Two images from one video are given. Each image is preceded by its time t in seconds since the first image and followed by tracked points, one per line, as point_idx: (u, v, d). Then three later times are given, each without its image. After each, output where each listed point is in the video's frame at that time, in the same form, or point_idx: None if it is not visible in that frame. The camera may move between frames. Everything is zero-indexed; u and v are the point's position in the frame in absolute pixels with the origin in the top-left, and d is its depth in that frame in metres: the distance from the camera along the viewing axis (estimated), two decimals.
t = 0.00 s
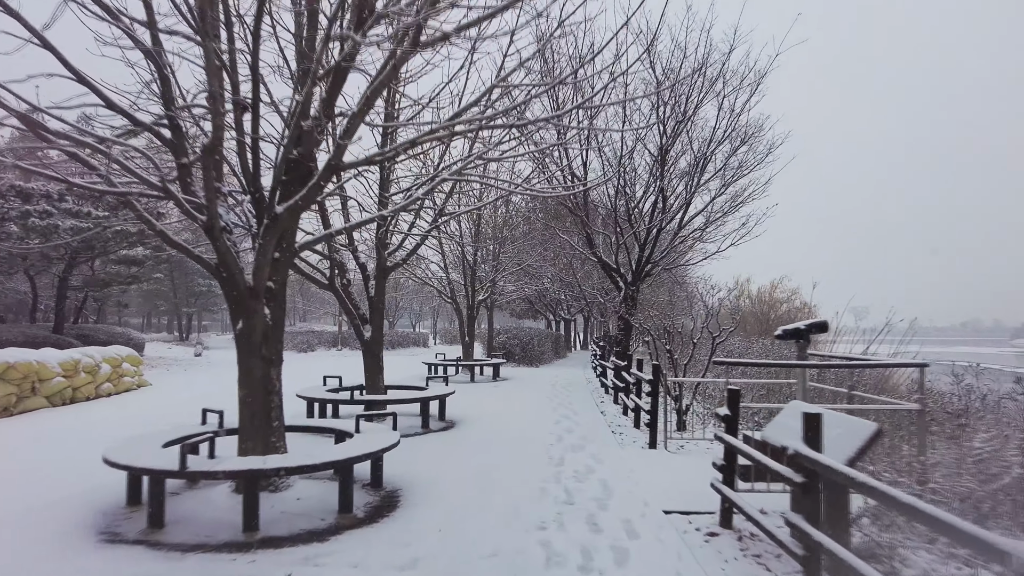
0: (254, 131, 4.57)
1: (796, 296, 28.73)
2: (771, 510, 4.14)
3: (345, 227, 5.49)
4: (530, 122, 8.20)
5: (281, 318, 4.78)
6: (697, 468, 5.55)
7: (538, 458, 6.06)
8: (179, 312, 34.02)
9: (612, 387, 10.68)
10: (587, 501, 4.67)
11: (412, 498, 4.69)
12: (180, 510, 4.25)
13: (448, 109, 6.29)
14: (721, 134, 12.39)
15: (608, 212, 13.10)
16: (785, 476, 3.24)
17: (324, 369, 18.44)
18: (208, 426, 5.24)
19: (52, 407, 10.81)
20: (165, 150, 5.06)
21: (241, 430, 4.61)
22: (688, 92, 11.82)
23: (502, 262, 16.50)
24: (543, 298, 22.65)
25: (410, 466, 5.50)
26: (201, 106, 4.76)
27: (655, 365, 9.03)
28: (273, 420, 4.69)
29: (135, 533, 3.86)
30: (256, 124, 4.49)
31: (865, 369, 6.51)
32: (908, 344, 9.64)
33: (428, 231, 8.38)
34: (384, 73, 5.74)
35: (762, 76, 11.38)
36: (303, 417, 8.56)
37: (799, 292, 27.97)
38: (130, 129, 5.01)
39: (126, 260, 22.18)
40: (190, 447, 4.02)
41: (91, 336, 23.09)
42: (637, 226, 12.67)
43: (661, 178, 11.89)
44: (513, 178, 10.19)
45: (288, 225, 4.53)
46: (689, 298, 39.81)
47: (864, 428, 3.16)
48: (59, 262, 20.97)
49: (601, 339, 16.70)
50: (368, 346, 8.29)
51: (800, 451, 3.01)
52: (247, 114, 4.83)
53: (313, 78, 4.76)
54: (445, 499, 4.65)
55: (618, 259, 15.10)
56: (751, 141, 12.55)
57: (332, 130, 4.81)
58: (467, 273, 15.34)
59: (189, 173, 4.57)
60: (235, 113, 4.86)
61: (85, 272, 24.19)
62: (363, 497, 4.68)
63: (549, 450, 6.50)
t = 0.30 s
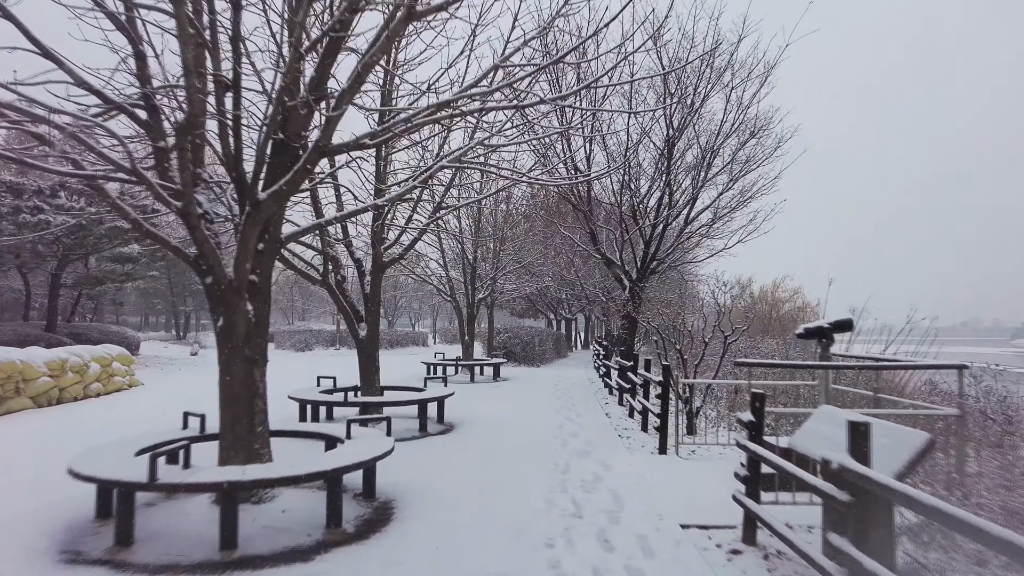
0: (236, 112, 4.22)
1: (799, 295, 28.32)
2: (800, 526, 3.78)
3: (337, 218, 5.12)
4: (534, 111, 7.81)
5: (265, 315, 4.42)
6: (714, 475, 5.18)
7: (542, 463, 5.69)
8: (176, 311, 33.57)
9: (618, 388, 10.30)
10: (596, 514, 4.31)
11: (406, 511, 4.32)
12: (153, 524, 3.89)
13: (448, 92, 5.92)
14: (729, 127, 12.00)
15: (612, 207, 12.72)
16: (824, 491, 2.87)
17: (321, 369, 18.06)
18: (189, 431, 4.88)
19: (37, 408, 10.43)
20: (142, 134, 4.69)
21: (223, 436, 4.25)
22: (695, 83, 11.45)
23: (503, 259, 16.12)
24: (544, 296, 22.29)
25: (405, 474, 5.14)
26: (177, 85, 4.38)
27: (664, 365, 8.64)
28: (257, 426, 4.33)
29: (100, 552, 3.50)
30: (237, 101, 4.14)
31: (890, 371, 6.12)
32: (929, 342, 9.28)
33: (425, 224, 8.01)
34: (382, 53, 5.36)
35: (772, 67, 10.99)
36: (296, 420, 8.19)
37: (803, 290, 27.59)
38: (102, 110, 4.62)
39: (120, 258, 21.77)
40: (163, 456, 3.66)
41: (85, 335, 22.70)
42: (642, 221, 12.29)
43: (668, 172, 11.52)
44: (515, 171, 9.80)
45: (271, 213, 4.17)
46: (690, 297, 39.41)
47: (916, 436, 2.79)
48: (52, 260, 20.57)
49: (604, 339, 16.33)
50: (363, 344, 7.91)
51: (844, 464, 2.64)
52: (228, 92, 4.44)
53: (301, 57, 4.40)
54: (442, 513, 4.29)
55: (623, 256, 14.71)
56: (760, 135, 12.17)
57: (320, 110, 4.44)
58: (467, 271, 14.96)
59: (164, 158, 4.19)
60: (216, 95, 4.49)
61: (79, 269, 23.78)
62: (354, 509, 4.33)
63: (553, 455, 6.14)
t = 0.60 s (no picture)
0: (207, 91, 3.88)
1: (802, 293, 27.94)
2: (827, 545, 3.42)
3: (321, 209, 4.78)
4: (533, 98, 7.45)
5: (240, 312, 4.07)
6: (725, 485, 4.83)
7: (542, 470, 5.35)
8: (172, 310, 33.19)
9: (620, 389, 9.96)
10: (600, 529, 3.96)
11: (393, 525, 3.97)
12: (115, 541, 3.54)
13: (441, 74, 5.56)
14: (734, 119, 11.64)
15: (614, 204, 12.35)
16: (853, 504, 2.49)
17: (317, 369, 17.72)
18: (162, 437, 4.53)
19: (19, 411, 10.07)
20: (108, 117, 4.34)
21: (194, 443, 3.90)
22: (700, 74, 11.09)
23: (502, 257, 15.76)
24: (545, 295, 21.95)
25: (394, 483, 4.78)
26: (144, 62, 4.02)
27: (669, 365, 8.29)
28: (231, 433, 3.98)
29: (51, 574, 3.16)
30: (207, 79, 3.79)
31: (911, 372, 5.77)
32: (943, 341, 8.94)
33: (419, 218, 7.66)
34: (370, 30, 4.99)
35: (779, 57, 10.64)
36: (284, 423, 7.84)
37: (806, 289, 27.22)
38: (65, 91, 4.27)
39: (113, 256, 21.40)
40: (122, 467, 3.31)
41: (78, 335, 22.34)
42: (645, 217, 11.94)
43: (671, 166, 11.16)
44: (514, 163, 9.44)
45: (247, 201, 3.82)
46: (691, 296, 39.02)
47: (969, 450, 2.41)
48: (43, 259, 20.20)
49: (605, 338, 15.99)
50: (354, 344, 7.57)
51: (891, 482, 2.24)
52: (199, 71, 4.09)
53: (278, 30, 4.04)
54: (433, 528, 3.94)
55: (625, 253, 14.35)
56: (766, 128, 11.82)
57: (300, 89, 4.09)
58: (465, 269, 14.60)
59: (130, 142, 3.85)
60: (188, 74, 4.13)
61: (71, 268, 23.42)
62: (337, 523, 3.98)
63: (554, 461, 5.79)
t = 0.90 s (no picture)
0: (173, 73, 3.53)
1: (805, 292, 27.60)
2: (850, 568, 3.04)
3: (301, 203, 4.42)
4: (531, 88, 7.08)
5: (210, 315, 3.71)
6: (740, 501, 4.47)
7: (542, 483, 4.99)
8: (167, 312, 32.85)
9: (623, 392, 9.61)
10: (606, 552, 3.60)
11: (379, 548, 3.61)
12: (68, 569, 3.18)
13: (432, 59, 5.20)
14: (739, 113, 11.29)
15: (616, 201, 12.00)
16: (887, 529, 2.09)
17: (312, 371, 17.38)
18: (130, 451, 4.17)
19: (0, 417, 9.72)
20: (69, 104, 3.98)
21: (159, 460, 3.54)
22: (703, 67, 10.74)
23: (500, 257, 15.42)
24: (544, 295, 21.61)
25: (382, 500, 4.42)
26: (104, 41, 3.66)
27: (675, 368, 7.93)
28: (200, 448, 3.62)
29: None
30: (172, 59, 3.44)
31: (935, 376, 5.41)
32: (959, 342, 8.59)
33: (412, 215, 7.30)
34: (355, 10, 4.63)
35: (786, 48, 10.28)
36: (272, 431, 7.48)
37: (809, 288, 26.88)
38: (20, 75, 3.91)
39: (105, 257, 21.05)
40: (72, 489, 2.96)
41: (70, 337, 21.98)
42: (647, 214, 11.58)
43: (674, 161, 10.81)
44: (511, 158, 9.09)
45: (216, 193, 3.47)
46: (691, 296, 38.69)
47: None
48: (33, 259, 19.84)
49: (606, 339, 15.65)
50: (345, 348, 7.21)
51: (956, 518, 1.84)
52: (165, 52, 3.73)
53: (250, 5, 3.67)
54: (422, 551, 3.58)
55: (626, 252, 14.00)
56: (772, 122, 11.46)
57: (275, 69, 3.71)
58: (462, 268, 14.24)
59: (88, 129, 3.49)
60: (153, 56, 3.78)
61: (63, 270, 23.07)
62: (318, 546, 3.62)
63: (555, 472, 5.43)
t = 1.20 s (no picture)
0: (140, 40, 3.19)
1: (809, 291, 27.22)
2: None
3: (284, 187, 4.06)
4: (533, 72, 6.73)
5: (183, 308, 3.37)
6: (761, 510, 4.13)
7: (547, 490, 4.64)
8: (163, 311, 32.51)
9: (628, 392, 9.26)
10: (618, 570, 3.25)
11: (369, 565, 3.27)
12: None
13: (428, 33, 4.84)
14: (748, 104, 10.94)
15: (619, 195, 11.65)
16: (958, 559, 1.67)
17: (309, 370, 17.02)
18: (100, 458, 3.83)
19: None
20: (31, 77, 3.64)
21: (126, 468, 3.20)
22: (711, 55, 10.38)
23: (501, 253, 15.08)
24: (545, 293, 21.24)
25: (374, 510, 4.08)
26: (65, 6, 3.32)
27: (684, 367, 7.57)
28: (172, 455, 3.28)
29: None
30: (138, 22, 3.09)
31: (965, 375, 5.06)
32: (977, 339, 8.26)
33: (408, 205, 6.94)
34: None
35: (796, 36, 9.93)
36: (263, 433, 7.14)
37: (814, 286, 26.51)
38: None
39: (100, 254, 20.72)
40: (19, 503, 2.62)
41: (64, 336, 21.64)
42: (652, 208, 11.23)
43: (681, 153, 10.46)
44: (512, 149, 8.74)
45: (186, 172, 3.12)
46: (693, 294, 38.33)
47: None
48: (25, 257, 19.51)
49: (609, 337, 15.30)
50: (338, 346, 6.86)
51: None
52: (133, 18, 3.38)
53: None
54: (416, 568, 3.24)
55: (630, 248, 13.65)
56: (782, 113, 11.10)
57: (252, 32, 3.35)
58: (461, 264, 13.90)
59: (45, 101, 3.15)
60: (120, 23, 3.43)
61: (57, 268, 22.72)
62: (302, 563, 3.28)
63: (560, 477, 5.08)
